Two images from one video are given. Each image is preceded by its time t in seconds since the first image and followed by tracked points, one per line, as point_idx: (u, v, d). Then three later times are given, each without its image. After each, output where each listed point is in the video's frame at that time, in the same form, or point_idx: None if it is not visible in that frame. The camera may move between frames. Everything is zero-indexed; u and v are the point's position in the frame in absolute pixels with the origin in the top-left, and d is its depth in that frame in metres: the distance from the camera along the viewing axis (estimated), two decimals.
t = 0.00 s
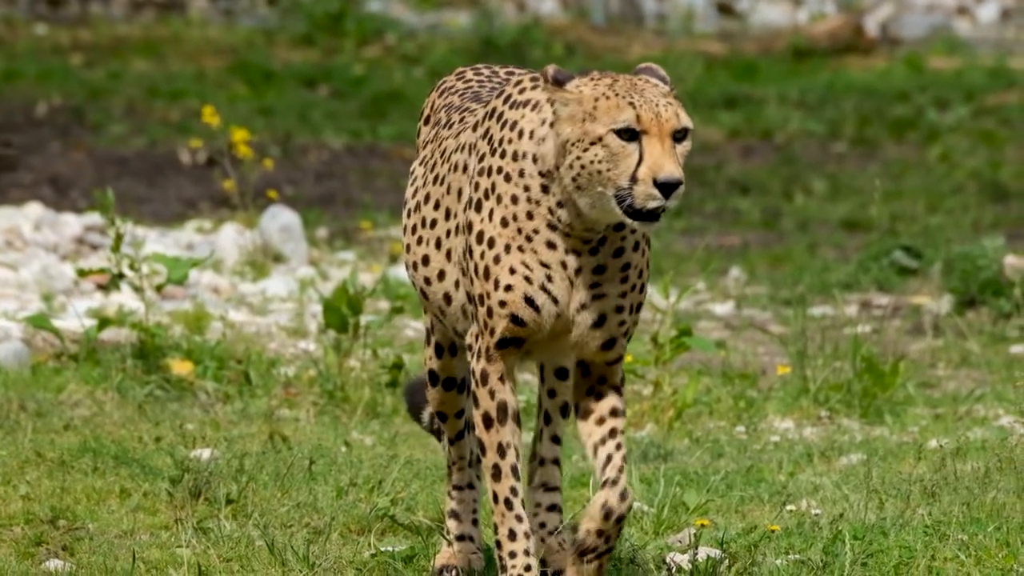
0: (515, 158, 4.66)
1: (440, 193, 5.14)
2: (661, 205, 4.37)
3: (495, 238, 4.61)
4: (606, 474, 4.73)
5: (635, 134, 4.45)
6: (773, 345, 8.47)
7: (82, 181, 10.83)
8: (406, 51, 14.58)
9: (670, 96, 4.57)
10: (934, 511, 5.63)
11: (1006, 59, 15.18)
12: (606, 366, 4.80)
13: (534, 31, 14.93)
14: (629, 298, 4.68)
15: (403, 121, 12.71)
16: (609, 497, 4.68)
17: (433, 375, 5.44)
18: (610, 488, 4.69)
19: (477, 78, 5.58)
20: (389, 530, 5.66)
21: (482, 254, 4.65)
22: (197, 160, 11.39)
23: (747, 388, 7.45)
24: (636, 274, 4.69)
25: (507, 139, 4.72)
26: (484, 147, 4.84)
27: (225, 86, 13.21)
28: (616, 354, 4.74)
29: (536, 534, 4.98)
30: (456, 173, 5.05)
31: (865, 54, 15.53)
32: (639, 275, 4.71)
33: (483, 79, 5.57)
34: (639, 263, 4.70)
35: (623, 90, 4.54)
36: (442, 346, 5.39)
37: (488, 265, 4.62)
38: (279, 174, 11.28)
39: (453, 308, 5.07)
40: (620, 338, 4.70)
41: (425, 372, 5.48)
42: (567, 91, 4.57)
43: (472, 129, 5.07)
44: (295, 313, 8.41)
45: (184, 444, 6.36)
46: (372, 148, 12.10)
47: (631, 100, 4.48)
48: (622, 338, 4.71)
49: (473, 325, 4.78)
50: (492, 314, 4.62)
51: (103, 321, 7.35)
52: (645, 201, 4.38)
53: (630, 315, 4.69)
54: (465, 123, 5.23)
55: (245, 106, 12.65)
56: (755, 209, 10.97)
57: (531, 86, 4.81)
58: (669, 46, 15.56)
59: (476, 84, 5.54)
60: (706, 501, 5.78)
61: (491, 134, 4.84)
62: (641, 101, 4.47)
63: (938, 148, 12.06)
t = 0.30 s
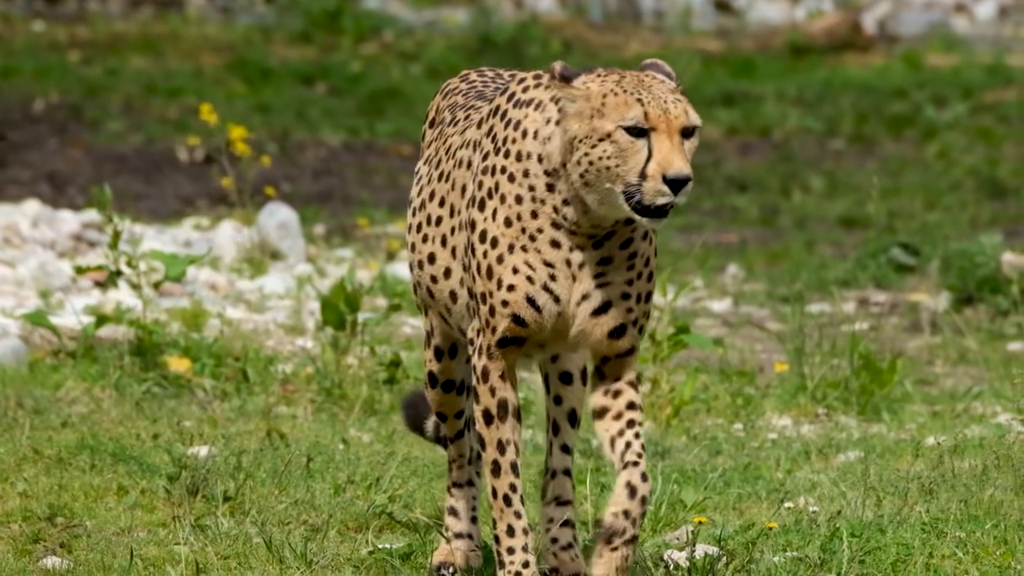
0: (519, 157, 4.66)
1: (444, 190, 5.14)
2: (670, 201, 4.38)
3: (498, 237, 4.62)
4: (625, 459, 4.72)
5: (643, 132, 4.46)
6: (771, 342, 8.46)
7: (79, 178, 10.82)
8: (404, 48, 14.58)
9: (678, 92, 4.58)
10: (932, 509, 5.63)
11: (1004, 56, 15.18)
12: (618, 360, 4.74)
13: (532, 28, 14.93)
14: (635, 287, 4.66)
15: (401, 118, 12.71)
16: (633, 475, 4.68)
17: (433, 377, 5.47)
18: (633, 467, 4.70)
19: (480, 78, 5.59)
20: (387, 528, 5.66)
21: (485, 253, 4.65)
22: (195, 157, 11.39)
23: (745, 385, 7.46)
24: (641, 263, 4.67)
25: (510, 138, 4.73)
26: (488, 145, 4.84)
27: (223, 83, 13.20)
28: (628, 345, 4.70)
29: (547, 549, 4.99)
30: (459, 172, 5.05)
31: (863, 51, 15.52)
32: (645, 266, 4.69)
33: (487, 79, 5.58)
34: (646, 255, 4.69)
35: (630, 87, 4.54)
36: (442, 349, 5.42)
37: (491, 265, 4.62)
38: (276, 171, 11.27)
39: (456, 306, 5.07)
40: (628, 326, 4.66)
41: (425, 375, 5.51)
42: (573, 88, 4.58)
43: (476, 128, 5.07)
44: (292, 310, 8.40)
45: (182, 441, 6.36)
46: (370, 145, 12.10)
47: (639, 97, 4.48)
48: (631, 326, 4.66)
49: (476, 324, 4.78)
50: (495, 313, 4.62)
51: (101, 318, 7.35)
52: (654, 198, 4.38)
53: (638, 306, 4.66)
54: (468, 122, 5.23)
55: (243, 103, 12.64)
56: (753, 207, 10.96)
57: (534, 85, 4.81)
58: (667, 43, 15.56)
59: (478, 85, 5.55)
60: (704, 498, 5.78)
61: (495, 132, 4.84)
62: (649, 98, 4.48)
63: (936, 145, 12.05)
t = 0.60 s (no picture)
0: (524, 158, 4.66)
1: (451, 188, 5.14)
2: (681, 199, 4.37)
3: (501, 237, 4.61)
4: (636, 472, 4.62)
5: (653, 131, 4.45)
6: (768, 339, 8.46)
7: (77, 175, 10.81)
8: (401, 45, 14.58)
9: (687, 91, 4.57)
10: (930, 506, 5.64)
11: (1001, 54, 15.18)
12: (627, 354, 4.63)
13: (529, 26, 14.92)
14: (638, 278, 4.58)
15: (398, 115, 12.71)
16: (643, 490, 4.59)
17: (433, 380, 5.42)
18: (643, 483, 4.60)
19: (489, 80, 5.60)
20: (384, 525, 5.65)
21: (489, 253, 4.65)
22: (192, 154, 11.38)
23: (743, 382, 7.47)
24: (645, 254, 4.60)
25: (515, 138, 4.73)
26: (493, 145, 4.84)
27: (220, 81, 13.20)
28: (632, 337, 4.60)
29: (550, 569, 5.00)
30: (465, 171, 5.05)
31: (860, 48, 15.52)
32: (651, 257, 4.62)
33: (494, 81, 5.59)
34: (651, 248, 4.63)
35: (639, 85, 4.54)
36: (443, 351, 5.36)
37: (494, 265, 4.62)
38: (274, 168, 11.26)
39: (462, 304, 5.07)
40: (630, 316, 4.56)
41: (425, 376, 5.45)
42: (581, 85, 4.58)
43: (482, 127, 5.07)
44: (290, 307, 8.40)
45: (180, 438, 6.36)
46: (367, 142, 12.10)
47: (649, 96, 4.47)
48: (632, 316, 4.57)
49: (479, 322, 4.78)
50: (497, 312, 4.62)
51: (98, 315, 7.34)
52: (663, 196, 4.37)
53: (643, 298, 4.58)
54: (474, 120, 5.23)
55: (240, 100, 12.64)
56: (750, 204, 10.96)
57: (539, 84, 4.82)
58: (664, 40, 15.56)
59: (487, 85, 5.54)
60: (701, 495, 5.78)
61: (500, 131, 4.84)
62: (659, 97, 4.47)
63: (933, 142, 12.06)
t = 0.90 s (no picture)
0: (528, 161, 4.61)
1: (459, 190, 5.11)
2: (693, 199, 4.30)
3: (506, 241, 4.58)
4: (656, 497, 4.52)
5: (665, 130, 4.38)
6: (765, 336, 8.46)
7: (74, 172, 10.81)
8: (399, 43, 14.58)
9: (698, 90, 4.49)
10: (926, 504, 5.64)
11: (999, 52, 15.18)
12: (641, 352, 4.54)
13: (526, 24, 14.91)
14: (644, 274, 4.51)
15: (396, 113, 12.70)
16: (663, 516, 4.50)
17: (437, 378, 5.43)
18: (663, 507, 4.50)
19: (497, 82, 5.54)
20: (382, 523, 5.66)
21: (493, 256, 4.61)
22: (190, 152, 11.38)
23: (741, 379, 7.46)
24: (650, 251, 4.52)
25: (520, 142, 4.68)
26: (498, 148, 4.79)
27: (217, 78, 13.19)
28: (640, 332, 4.51)
29: (546, 570, 5.01)
30: (472, 173, 5.01)
31: (858, 45, 15.52)
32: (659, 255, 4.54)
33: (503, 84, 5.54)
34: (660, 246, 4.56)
35: (649, 84, 4.46)
36: (450, 352, 5.39)
37: (498, 268, 4.59)
38: (271, 166, 11.26)
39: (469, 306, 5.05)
40: (636, 309, 4.49)
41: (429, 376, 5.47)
42: (590, 85, 4.48)
43: (489, 130, 5.03)
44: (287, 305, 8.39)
45: (176, 435, 6.35)
46: (364, 140, 12.10)
47: (659, 96, 4.39)
48: (642, 310, 4.50)
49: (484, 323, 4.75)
50: (501, 315, 4.59)
51: (95, 313, 7.35)
52: (676, 196, 4.30)
53: (649, 293, 4.51)
54: (481, 122, 5.18)
55: (238, 98, 12.63)
56: (748, 201, 10.96)
57: (545, 86, 4.76)
58: (662, 38, 15.55)
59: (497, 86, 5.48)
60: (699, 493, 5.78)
61: (506, 134, 4.80)
62: (670, 97, 4.39)
63: (931, 140, 12.05)
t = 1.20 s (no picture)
0: (534, 169, 4.67)
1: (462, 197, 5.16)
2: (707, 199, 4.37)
3: (511, 249, 4.64)
4: (669, 512, 4.50)
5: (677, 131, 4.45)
6: (763, 334, 8.45)
7: (71, 170, 10.81)
8: (396, 41, 14.58)
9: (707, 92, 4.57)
10: (923, 501, 5.64)
11: (996, 49, 15.19)
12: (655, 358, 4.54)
13: (523, 21, 14.91)
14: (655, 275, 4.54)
15: (393, 111, 12.71)
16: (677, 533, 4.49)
17: (440, 371, 5.44)
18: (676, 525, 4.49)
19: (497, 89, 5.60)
20: (379, 520, 5.66)
21: (499, 264, 4.67)
22: (187, 149, 11.38)
23: (738, 377, 7.46)
24: (659, 253, 4.55)
25: (525, 150, 4.74)
26: (504, 155, 4.84)
27: (214, 76, 13.19)
28: (655, 337, 4.51)
29: (544, 567, 5.08)
30: (476, 181, 5.07)
31: (855, 43, 15.52)
32: (669, 260, 4.56)
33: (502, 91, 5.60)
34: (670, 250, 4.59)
35: (659, 86, 4.53)
36: (454, 348, 5.38)
37: (505, 275, 4.65)
38: (268, 163, 11.25)
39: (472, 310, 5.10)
40: (651, 311, 4.51)
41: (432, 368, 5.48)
42: (598, 89, 4.56)
43: (495, 135, 5.06)
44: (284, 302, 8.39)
45: (174, 433, 6.35)
46: (362, 137, 12.10)
47: (671, 97, 4.47)
48: (656, 315, 4.51)
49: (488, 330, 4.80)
50: (507, 320, 4.65)
51: (92, 311, 7.35)
52: (691, 196, 4.38)
53: (663, 294, 4.52)
54: (486, 128, 5.21)
55: (235, 95, 12.63)
56: (745, 199, 10.96)
57: (549, 94, 4.82)
58: (659, 35, 15.55)
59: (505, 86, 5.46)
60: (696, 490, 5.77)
61: (511, 141, 4.85)
62: (680, 97, 4.47)
63: (928, 137, 12.05)
